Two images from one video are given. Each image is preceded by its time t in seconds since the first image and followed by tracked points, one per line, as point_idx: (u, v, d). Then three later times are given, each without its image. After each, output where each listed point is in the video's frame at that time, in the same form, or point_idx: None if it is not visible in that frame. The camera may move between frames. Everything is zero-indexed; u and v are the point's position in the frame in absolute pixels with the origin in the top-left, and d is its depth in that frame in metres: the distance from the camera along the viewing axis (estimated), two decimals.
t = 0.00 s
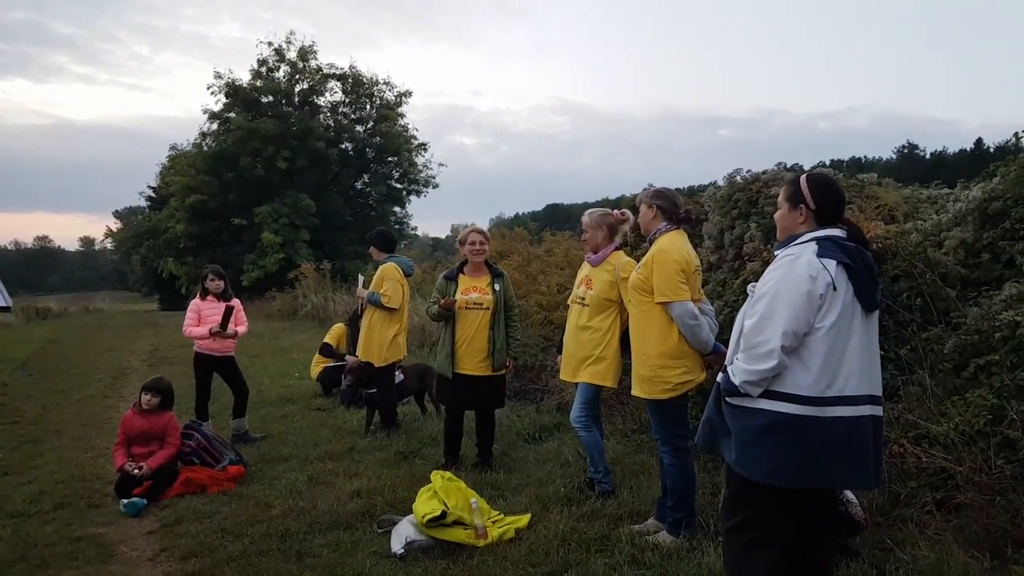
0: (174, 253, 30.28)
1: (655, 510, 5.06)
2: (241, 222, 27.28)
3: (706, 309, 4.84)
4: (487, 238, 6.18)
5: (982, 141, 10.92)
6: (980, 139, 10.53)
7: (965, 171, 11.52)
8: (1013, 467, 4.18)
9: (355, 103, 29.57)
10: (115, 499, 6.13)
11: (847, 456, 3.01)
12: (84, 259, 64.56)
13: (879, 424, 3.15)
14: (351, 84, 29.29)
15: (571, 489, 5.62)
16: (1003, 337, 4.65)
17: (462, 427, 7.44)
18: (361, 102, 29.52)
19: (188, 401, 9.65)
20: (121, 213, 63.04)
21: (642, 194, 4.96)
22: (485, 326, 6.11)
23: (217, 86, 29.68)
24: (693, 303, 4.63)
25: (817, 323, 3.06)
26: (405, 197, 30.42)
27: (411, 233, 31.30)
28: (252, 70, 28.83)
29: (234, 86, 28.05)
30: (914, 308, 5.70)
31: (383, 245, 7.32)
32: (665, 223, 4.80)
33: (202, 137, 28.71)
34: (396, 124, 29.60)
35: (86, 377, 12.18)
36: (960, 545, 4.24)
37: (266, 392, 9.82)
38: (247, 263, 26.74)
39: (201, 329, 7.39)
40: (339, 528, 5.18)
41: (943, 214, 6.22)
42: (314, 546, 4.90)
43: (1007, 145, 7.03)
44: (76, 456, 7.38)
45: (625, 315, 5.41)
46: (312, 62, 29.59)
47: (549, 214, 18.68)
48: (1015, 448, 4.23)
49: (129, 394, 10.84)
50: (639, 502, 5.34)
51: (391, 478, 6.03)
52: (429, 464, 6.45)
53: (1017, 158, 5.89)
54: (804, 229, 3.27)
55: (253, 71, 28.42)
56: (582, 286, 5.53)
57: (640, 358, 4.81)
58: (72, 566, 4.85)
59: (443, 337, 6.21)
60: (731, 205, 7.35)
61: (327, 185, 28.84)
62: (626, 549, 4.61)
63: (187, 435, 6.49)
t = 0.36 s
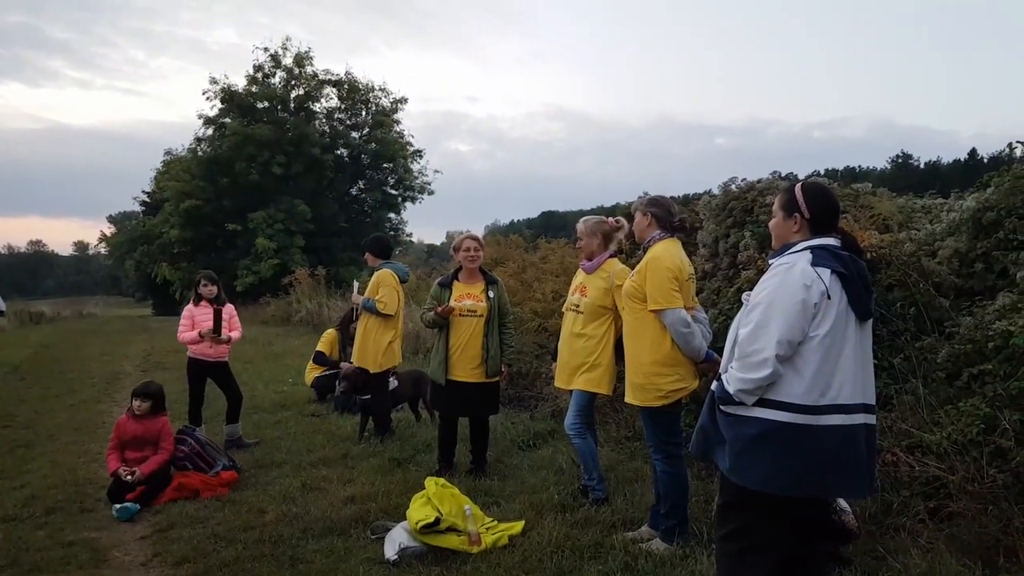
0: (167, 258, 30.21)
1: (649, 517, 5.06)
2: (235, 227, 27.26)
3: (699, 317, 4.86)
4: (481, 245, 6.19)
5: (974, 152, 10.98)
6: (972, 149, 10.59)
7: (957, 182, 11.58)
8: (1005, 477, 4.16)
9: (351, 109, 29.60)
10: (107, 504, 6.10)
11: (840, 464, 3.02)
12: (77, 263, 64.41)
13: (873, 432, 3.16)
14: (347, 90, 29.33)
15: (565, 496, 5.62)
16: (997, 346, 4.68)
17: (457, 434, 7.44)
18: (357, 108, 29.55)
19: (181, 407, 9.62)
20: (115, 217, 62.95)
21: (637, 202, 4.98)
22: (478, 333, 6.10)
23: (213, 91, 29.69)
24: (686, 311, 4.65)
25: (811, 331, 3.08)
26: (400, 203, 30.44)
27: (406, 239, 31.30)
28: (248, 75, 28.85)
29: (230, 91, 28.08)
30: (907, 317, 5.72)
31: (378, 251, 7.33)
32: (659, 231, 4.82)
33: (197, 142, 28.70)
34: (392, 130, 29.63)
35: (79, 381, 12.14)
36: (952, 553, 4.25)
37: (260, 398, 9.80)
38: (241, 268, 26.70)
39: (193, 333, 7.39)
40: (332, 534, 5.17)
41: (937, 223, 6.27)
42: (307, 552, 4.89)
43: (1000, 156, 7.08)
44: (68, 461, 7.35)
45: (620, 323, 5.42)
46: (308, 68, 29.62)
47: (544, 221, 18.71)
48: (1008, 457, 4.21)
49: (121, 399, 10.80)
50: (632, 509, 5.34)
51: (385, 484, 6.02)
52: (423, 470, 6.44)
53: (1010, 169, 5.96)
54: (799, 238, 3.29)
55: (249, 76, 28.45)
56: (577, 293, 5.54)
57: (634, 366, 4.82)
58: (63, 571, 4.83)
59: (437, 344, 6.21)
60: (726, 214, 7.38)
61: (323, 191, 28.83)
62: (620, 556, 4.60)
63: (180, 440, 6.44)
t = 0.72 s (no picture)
0: (158, 251, 30.08)
1: (638, 513, 5.10)
2: (226, 221, 27.17)
3: (690, 316, 4.89)
4: (473, 241, 6.20)
5: (967, 154, 11.05)
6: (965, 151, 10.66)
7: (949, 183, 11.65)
8: (988, 475, 4.22)
9: (344, 103, 29.52)
10: (96, 497, 6.10)
11: (827, 461, 3.05)
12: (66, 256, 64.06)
13: (860, 430, 3.20)
14: (340, 84, 29.24)
15: (555, 492, 5.64)
16: (983, 347, 4.72)
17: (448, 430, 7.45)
18: (350, 102, 29.47)
19: (171, 400, 9.60)
20: (105, 210, 62.63)
21: (631, 201, 5.01)
22: (470, 330, 6.12)
23: (206, 84, 29.56)
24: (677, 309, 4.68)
25: (800, 330, 3.11)
26: (393, 198, 30.40)
27: (399, 235, 31.25)
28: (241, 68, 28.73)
29: (223, 84, 27.96)
30: (896, 317, 5.77)
31: (375, 245, 7.31)
32: (652, 229, 4.84)
33: (189, 134, 28.57)
34: (385, 125, 29.57)
35: (68, 374, 12.10)
36: (936, 550, 4.30)
37: (251, 392, 9.79)
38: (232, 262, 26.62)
39: (182, 326, 7.37)
40: (322, 528, 5.18)
41: (927, 225, 6.34)
42: (296, 545, 4.90)
43: (991, 159, 7.14)
44: (57, 454, 7.34)
45: (612, 320, 5.45)
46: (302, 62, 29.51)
47: (538, 218, 18.72)
48: (991, 456, 4.27)
49: (111, 393, 10.77)
50: (622, 505, 5.38)
51: (376, 479, 6.03)
52: (414, 465, 6.46)
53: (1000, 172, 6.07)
54: (790, 238, 3.32)
55: (241, 69, 28.33)
56: (570, 290, 5.56)
57: (625, 363, 4.84)
58: (51, 563, 4.83)
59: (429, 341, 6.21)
60: (719, 214, 7.42)
61: (315, 185, 28.75)
62: (609, 551, 4.63)
63: (169, 434, 6.45)
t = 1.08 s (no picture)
0: (135, 243, 29.74)
1: (619, 505, 5.10)
2: (205, 213, 26.90)
3: (670, 308, 4.89)
4: (451, 233, 6.17)
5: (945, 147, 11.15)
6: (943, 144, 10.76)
7: (928, 176, 11.74)
8: (965, 465, 4.26)
9: (324, 94, 29.29)
10: (71, 494, 6.02)
11: (806, 453, 3.07)
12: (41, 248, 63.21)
13: (838, 422, 3.21)
14: (320, 75, 29.00)
15: (537, 485, 5.64)
16: (959, 338, 4.77)
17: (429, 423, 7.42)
18: (331, 93, 29.25)
19: (148, 395, 9.50)
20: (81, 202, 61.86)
21: (612, 193, 4.99)
22: (452, 323, 6.09)
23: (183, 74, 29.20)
24: (657, 301, 4.68)
25: (779, 322, 3.11)
26: (374, 190, 30.22)
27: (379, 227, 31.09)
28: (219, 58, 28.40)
29: (201, 74, 27.64)
30: (873, 309, 5.79)
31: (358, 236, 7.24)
32: (633, 222, 4.84)
33: (166, 125, 28.23)
34: (366, 117, 29.38)
35: (43, 369, 11.93)
36: (913, 540, 4.32)
37: (229, 386, 9.70)
38: (210, 255, 26.36)
39: (159, 320, 7.29)
40: (301, 524, 5.14)
41: (904, 218, 6.42)
42: (276, 542, 4.86)
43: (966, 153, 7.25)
44: (31, 449, 7.25)
45: (593, 313, 5.44)
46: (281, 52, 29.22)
47: (520, 211, 18.68)
48: (967, 446, 4.34)
49: (87, 388, 10.63)
50: (604, 497, 5.38)
51: (356, 474, 6.00)
52: (395, 460, 6.43)
53: (974, 166, 6.30)
54: (769, 231, 3.32)
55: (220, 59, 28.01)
56: (551, 283, 5.54)
57: (606, 356, 4.84)
58: (25, 562, 4.75)
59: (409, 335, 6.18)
60: (699, 207, 7.43)
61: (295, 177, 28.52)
62: (590, 543, 4.64)
63: (146, 429, 6.39)
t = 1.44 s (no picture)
0: (112, 256, 29.44)
1: (603, 511, 5.10)
2: (182, 224, 26.68)
3: (651, 312, 4.91)
4: (427, 241, 6.18)
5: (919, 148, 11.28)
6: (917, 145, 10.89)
7: (902, 177, 11.88)
8: (944, 463, 4.33)
9: (302, 103, 29.19)
10: (48, 511, 5.92)
11: (787, 454, 3.08)
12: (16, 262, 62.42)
13: (818, 423, 3.23)
14: (298, 83, 28.89)
15: (520, 493, 5.62)
16: (936, 338, 4.83)
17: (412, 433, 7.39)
18: (309, 102, 29.14)
19: (127, 409, 9.39)
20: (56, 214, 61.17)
21: (590, 199, 5.00)
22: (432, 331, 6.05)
23: (159, 84, 28.99)
24: (638, 306, 4.69)
25: (758, 325, 3.13)
26: (354, 199, 30.12)
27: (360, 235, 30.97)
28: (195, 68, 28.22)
29: (177, 85, 27.45)
30: (851, 310, 5.81)
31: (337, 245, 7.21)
32: (612, 228, 4.85)
33: (142, 136, 27.99)
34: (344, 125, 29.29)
35: (19, 385, 11.76)
36: (894, 539, 4.35)
37: (209, 399, 9.61)
38: (188, 266, 26.14)
39: (138, 334, 7.21)
40: (283, 538, 5.09)
41: (880, 219, 6.54)
42: (257, 556, 4.81)
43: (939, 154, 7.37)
44: (7, 467, 7.13)
45: (575, 318, 5.44)
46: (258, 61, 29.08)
47: (501, 217, 18.68)
48: (946, 445, 4.38)
49: (64, 403, 10.49)
50: (588, 503, 5.38)
51: (338, 486, 5.95)
52: (378, 470, 6.39)
53: (946, 168, 6.43)
54: (746, 235, 3.33)
55: (196, 69, 27.84)
56: (532, 289, 5.54)
57: (588, 361, 4.84)
58: None
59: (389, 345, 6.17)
60: (678, 211, 7.46)
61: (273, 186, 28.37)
62: (574, 550, 4.63)
63: (125, 444, 6.31)
